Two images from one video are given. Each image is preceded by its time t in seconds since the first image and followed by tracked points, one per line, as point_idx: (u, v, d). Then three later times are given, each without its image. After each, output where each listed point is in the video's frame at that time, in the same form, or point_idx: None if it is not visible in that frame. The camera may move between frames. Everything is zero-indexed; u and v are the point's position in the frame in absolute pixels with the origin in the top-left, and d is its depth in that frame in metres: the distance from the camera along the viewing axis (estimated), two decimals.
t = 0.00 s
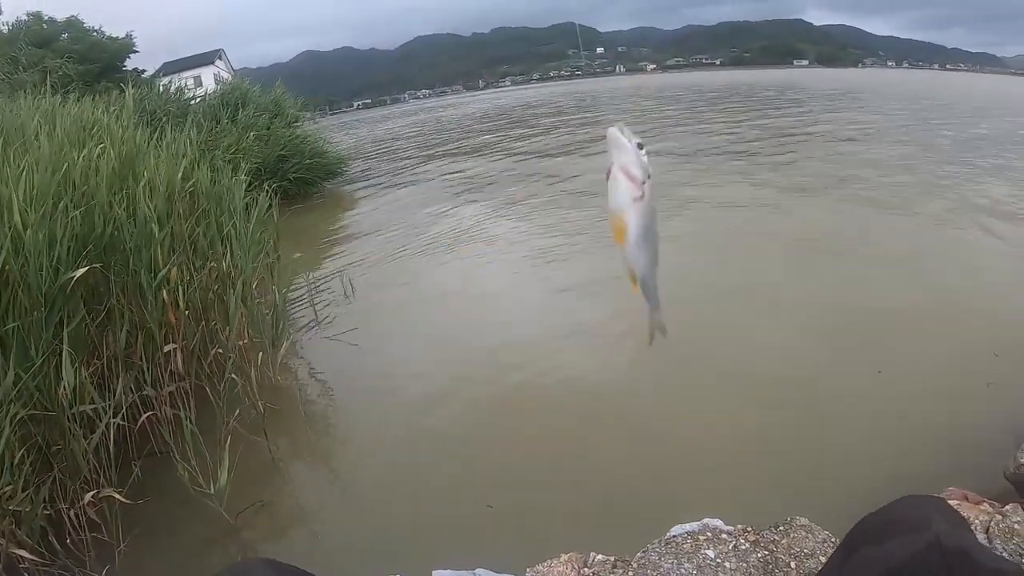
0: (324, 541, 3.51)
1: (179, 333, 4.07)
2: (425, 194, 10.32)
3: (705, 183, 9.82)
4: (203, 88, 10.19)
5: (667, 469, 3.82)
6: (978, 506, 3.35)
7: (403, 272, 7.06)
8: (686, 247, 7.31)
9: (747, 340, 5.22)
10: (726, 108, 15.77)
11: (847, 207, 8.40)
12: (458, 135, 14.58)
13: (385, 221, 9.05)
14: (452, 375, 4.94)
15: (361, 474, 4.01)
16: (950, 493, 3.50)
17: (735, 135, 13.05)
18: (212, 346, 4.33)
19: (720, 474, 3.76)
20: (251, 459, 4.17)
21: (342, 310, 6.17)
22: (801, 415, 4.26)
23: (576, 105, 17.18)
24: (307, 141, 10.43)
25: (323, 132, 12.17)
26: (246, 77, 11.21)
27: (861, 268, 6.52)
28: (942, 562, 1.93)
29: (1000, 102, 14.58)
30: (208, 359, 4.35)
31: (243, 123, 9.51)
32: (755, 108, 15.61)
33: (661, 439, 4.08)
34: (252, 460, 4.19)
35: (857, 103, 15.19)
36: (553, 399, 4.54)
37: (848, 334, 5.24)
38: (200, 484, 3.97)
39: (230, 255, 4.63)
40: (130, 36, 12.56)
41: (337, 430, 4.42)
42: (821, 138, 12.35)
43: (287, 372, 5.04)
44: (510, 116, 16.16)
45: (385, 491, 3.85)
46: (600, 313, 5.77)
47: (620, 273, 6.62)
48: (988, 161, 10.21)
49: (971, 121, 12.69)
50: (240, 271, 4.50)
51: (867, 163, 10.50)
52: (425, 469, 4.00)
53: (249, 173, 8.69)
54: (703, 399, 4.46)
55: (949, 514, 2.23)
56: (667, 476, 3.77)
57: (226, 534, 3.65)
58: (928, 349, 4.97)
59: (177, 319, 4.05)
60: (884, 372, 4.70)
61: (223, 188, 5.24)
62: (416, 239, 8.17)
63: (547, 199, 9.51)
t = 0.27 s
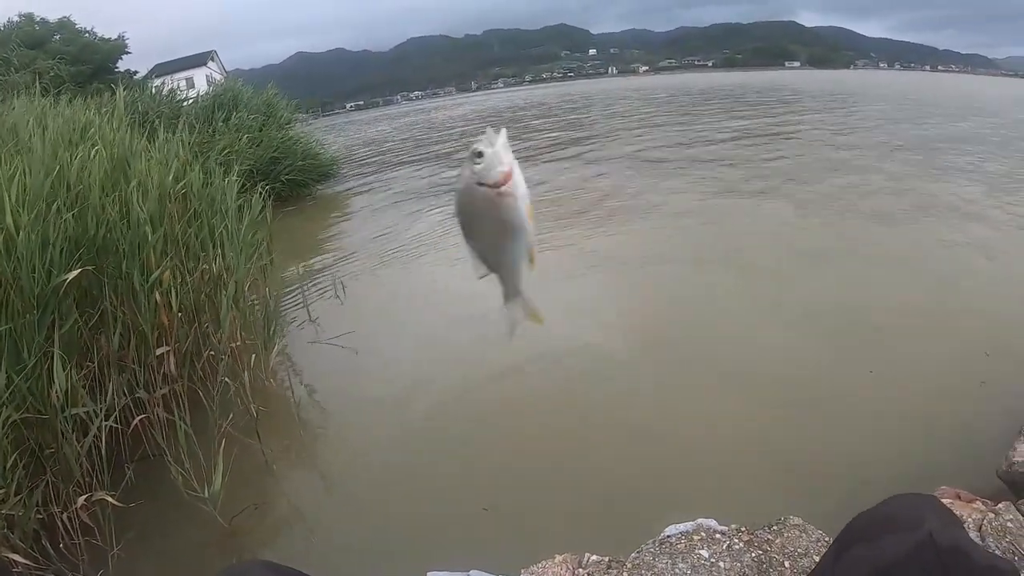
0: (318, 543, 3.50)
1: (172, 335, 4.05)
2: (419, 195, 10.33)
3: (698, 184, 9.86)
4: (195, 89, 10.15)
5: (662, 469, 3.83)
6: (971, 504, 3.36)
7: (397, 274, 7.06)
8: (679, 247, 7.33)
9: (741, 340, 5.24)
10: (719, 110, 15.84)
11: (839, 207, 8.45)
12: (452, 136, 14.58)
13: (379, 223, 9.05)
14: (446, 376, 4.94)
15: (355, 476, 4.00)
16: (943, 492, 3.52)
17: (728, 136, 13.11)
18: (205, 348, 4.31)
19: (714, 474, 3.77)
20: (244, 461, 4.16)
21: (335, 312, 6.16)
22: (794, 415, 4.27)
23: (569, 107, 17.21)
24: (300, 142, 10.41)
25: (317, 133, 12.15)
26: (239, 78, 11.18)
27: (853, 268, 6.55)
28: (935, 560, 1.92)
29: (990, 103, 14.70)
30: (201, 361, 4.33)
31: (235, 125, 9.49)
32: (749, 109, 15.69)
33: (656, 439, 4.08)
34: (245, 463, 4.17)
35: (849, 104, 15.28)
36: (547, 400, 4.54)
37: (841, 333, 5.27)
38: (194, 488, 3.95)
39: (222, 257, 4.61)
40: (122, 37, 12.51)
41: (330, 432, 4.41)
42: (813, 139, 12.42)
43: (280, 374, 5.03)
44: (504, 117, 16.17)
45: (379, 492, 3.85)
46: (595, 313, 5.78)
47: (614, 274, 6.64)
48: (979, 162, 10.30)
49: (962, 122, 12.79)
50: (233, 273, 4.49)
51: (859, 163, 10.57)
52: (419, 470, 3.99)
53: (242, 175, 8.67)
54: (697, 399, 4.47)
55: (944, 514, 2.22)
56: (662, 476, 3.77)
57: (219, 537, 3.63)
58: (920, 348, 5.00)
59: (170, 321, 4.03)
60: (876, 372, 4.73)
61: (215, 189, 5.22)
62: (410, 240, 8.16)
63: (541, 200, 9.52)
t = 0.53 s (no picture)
0: (316, 546, 3.49)
1: (168, 337, 4.04)
2: (416, 196, 10.32)
3: (695, 185, 9.86)
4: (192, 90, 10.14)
5: (660, 470, 3.83)
6: (968, 504, 3.37)
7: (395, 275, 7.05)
8: (677, 248, 7.33)
9: (738, 341, 5.24)
10: (716, 111, 15.85)
11: (836, 208, 8.47)
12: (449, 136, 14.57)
13: (375, 224, 9.03)
14: (443, 377, 4.93)
15: (352, 478, 3.99)
16: (941, 493, 3.53)
17: (724, 137, 13.12)
18: (201, 350, 4.30)
19: (711, 475, 3.77)
20: (241, 463, 4.15)
21: (332, 313, 6.14)
22: (792, 415, 4.29)
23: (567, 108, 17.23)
24: (297, 143, 10.39)
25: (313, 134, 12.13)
26: (236, 79, 11.16)
27: (850, 268, 6.57)
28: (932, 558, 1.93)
29: (986, 105, 14.74)
30: (197, 364, 4.31)
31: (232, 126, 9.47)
32: (745, 111, 15.71)
33: (654, 439, 4.08)
34: (242, 465, 4.16)
35: (845, 106, 15.31)
36: (546, 400, 4.55)
37: (838, 333, 5.28)
38: (190, 490, 3.94)
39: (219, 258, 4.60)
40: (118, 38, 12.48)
41: (327, 434, 4.40)
42: (810, 141, 12.44)
43: (276, 376, 5.02)
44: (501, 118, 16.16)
45: (377, 493, 3.84)
46: (593, 314, 5.78)
47: (611, 275, 6.64)
48: (975, 164, 10.33)
49: (958, 124, 12.83)
50: (229, 274, 4.48)
51: (856, 165, 10.59)
52: (417, 471, 3.99)
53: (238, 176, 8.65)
54: (694, 401, 4.48)
55: (943, 512, 2.23)
56: (660, 477, 3.77)
57: (216, 539, 3.62)
58: (917, 349, 5.01)
59: (167, 323, 4.01)
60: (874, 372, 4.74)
61: (212, 191, 5.21)
62: (407, 241, 8.16)
63: (538, 201, 9.52)
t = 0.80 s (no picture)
0: (316, 545, 3.49)
1: (168, 336, 4.04)
2: (416, 196, 10.33)
3: (695, 186, 9.87)
4: (192, 90, 10.15)
5: (660, 470, 3.83)
6: (967, 505, 3.39)
7: (394, 275, 7.05)
8: (677, 248, 7.34)
9: (738, 340, 5.25)
10: (715, 113, 15.86)
11: (835, 209, 8.48)
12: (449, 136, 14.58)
13: (375, 224, 9.03)
14: (443, 377, 4.93)
15: (352, 477, 3.99)
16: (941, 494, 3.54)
17: (724, 138, 13.13)
18: (201, 350, 4.30)
19: (712, 475, 3.78)
20: (241, 463, 4.15)
21: (332, 313, 6.14)
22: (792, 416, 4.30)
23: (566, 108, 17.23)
24: (297, 143, 10.38)
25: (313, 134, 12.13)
26: (235, 79, 11.16)
27: (849, 269, 6.58)
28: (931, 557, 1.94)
29: (985, 107, 14.77)
30: (197, 363, 4.31)
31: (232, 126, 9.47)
32: (745, 112, 15.73)
33: (655, 439, 4.09)
34: (242, 464, 4.16)
35: (844, 107, 15.34)
36: (546, 399, 4.55)
37: (838, 334, 5.29)
38: (190, 490, 3.94)
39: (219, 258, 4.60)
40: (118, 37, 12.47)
41: (328, 433, 4.40)
42: (809, 142, 12.46)
43: (276, 376, 5.01)
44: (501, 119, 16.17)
45: (378, 493, 3.85)
46: (593, 314, 5.79)
47: (611, 275, 6.65)
48: (975, 165, 10.34)
49: (957, 126, 12.86)
50: (229, 274, 4.48)
51: (855, 166, 10.61)
52: (418, 471, 3.99)
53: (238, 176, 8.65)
54: (694, 401, 4.49)
55: (943, 509, 2.24)
56: (660, 476, 3.78)
57: (216, 538, 3.62)
58: (917, 349, 5.02)
59: (167, 322, 4.01)
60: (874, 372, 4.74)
61: (212, 190, 5.21)
62: (407, 241, 8.16)
63: (538, 201, 9.53)
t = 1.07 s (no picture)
0: (320, 544, 3.49)
1: (171, 335, 4.03)
2: (417, 196, 10.33)
3: (697, 186, 9.89)
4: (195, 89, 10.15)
5: (664, 469, 3.84)
6: (971, 505, 3.39)
7: (397, 274, 7.05)
8: (679, 248, 7.35)
9: (740, 340, 5.25)
10: (716, 113, 15.91)
11: (837, 209, 8.50)
12: (450, 136, 14.59)
13: (377, 223, 9.04)
14: (446, 375, 4.94)
15: (356, 475, 3.99)
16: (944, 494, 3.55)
17: (725, 138, 13.16)
18: (204, 348, 4.29)
19: (716, 474, 3.78)
20: (244, 461, 4.15)
21: (335, 311, 6.15)
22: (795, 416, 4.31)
23: (568, 108, 17.27)
24: (299, 142, 10.38)
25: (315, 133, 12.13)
26: (238, 78, 11.15)
27: (851, 269, 6.60)
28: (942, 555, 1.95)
29: (984, 108, 14.82)
30: (199, 362, 4.30)
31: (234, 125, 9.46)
32: (745, 113, 15.78)
33: (657, 439, 4.10)
34: (245, 463, 4.16)
35: (844, 108, 15.39)
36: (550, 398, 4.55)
37: (840, 334, 5.30)
38: (193, 488, 3.93)
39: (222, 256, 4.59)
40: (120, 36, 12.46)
41: (331, 431, 4.40)
42: (809, 142, 12.50)
43: (278, 374, 5.01)
44: (503, 119, 16.20)
45: (381, 491, 3.85)
46: (596, 313, 5.79)
47: (613, 274, 6.66)
48: (975, 166, 10.38)
49: (956, 127, 12.92)
50: (232, 272, 4.47)
51: (856, 166, 10.64)
52: (422, 469, 3.99)
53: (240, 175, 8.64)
54: (697, 401, 4.49)
55: (953, 504, 2.23)
56: (663, 476, 3.78)
57: (219, 536, 3.62)
58: (920, 349, 5.03)
59: (170, 321, 3.99)
60: (876, 372, 4.75)
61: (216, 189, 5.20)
62: (409, 240, 8.16)
63: (540, 201, 9.54)
